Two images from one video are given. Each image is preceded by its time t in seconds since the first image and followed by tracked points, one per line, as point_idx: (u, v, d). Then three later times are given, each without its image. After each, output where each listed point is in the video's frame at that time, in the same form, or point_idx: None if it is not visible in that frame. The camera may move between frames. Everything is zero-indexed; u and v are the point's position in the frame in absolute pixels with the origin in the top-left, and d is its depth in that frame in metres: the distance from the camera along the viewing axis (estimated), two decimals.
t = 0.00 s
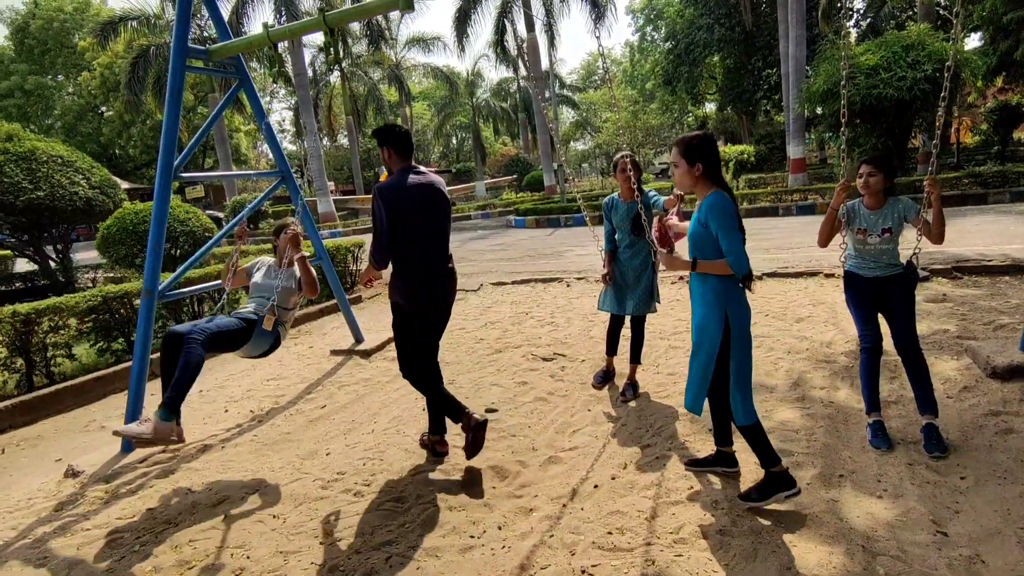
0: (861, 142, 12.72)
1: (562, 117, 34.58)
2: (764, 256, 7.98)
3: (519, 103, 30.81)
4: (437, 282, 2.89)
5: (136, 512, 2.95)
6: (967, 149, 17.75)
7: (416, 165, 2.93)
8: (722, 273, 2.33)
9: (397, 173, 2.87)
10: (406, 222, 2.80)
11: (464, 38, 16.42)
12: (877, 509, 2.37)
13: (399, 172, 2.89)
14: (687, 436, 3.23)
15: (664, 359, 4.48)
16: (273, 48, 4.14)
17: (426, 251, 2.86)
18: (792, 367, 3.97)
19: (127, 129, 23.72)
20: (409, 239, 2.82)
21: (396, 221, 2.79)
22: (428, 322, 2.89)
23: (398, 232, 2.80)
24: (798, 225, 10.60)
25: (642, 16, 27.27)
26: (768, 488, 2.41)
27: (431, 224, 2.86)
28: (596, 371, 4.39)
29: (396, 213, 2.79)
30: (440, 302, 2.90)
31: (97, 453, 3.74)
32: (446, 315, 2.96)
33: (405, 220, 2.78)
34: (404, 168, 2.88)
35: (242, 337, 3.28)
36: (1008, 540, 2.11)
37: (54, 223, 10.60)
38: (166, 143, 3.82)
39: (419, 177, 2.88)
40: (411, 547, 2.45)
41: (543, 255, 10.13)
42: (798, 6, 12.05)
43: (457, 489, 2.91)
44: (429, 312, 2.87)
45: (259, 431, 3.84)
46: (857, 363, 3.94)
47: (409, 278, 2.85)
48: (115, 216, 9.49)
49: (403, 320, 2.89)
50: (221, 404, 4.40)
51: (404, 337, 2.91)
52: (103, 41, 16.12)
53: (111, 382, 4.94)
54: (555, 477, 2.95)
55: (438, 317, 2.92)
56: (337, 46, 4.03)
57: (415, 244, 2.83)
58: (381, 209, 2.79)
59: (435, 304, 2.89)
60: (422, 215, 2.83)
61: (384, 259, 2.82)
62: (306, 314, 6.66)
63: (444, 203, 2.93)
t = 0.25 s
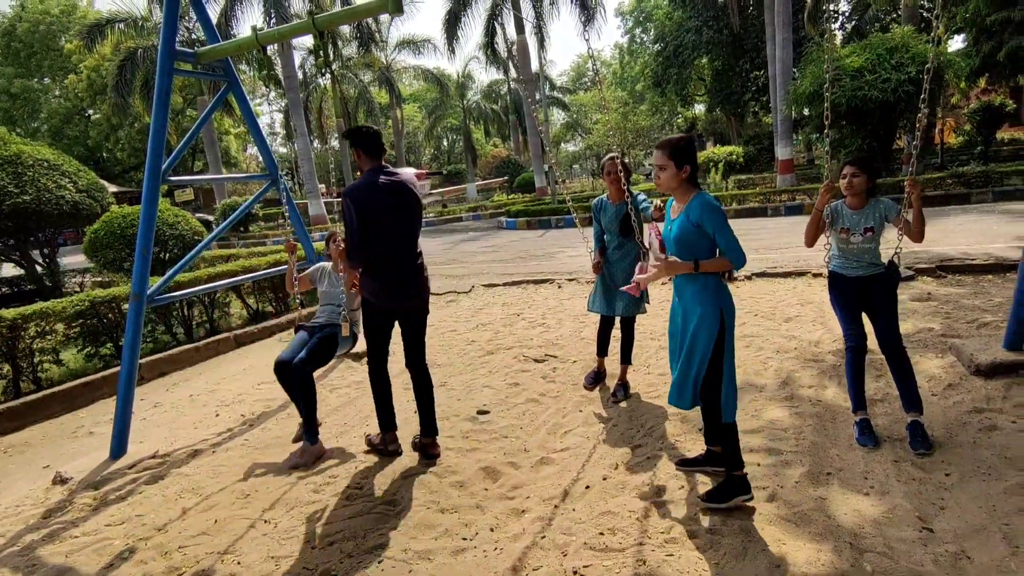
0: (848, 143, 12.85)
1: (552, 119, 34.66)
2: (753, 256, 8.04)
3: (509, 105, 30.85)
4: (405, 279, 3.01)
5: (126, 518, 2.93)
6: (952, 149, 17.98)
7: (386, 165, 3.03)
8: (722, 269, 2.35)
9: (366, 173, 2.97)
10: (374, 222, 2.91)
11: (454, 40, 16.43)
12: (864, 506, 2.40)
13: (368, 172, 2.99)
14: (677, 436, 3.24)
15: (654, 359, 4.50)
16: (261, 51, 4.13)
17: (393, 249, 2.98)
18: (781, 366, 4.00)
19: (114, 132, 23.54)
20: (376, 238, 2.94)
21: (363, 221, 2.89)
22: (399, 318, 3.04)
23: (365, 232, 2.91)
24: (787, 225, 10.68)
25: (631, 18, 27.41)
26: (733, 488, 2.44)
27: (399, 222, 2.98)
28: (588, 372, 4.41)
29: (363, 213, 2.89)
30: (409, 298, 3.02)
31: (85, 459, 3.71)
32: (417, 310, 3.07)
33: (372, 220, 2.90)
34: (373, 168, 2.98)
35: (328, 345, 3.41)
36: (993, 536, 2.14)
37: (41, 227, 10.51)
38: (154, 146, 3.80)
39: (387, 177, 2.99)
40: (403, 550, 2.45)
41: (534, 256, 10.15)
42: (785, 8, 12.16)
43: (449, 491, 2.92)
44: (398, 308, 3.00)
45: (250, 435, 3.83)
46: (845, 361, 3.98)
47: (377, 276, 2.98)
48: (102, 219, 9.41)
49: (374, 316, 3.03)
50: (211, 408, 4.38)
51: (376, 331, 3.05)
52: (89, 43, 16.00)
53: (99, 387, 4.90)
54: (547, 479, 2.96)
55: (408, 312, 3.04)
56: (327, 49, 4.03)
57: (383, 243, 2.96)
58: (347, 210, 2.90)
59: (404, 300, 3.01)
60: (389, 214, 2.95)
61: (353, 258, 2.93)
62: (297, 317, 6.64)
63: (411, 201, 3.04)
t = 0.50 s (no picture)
0: (824, 147, 13.06)
1: (534, 122, 34.76)
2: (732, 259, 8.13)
3: (491, 108, 30.90)
4: (361, 285, 3.17)
5: (100, 529, 2.87)
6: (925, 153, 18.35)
7: (348, 176, 3.20)
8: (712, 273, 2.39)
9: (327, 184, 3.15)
10: (331, 230, 3.08)
11: (436, 43, 16.42)
12: (838, 504, 2.44)
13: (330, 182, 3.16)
14: (657, 438, 3.27)
15: (635, 362, 4.53)
16: (240, 53, 4.09)
17: (350, 257, 3.15)
18: (759, 368, 4.05)
19: (88, 135, 23.14)
20: (332, 246, 3.10)
21: (319, 230, 3.05)
22: (354, 323, 3.17)
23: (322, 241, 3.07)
24: (766, 228, 10.82)
25: (612, 23, 27.61)
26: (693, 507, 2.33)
27: (356, 231, 3.14)
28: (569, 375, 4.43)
29: (319, 222, 3.05)
30: (365, 304, 3.17)
31: (58, 469, 3.64)
32: (373, 315, 3.23)
33: (328, 230, 3.06)
34: (334, 179, 3.15)
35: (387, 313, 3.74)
36: (963, 531, 2.19)
37: (12, 231, 10.29)
38: (128, 148, 3.74)
39: (347, 188, 3.16)
40: (384, 556, 2.44)
41: (516, 260, 10.16)
42: (763, 14, 12.32)
43: (430, 496, 2.90)
44: (353, 314, 3.14)
45: (229, 442, 3.78)
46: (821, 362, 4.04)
47: (333, 282, 3.13)
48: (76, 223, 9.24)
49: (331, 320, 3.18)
50: (188, 415, 4.32)
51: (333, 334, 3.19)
52: (63, 44, 15.72)
53: (72, 396, 4.80)
54: (528, 482, 2.97)
55: (365, 317, 3.19)
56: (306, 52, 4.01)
57: (340, 250, 3.12)
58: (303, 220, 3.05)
59: (359, 306, 3.15)
60: (347, 222, 3.12)
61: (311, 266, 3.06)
62: (277, 322, 6.58)
63: (369, 210, 3.20)
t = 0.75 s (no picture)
0: (805, 154, 13.24)
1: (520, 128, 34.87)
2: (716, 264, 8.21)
3: (477, 114, 30.95)
4: (335, 289, 3.20)
5: (76, 538, 2.83)
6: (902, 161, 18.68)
7: (323, 182, 3.19)
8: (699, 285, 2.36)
9: (304, 188, 3.14)
10: (306, 234, 3.09)
11: (422, 48, 16.43)
12: (818, 506, 2.47)
13: (307, 186, 3.16)
14: (641, 442, 3.29)
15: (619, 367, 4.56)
16: (222, 57, 4.06)
17: (325, 261, 3.16)
18: (741, 372, 4.09)
19: (68, 138, 22.82)
20: (306, 251, 3.12)
21: (293, 235, 3.08)
22: (330, 325, 3.20)
23: (296, 245, 3.10)
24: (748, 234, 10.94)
25: (597, 30, 27.82)
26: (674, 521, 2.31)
27: (331, 235, 3.16)
28: (554, 380, 4.44)
29: (294, 227, 3.07)
30: (338, 307, 3.21)
31: (32, 478, 3.57)
32: (349, 317, 3.28)
33: (305, 234, 3.08)
34: (310, 183, 3.14)
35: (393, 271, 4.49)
36: (939, 533, 2.22)
37: None
38: (108, 152, 3.70)
39: (324, 192, 3.16)
40: (367, 563, 2.43)
41: (502, 265, 10.18)
42: (745, 22, 12.48)
43: (413, 502, 2.89)
44: (326, 318, 3.18)
45: (209, 449, 3.73)
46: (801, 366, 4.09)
47: (307, 285, 3.16)
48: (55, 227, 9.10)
49: (306, 322, 3.22)
50: (168, 422, 4.26)
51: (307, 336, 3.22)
52: (42, 46, 15.51)
53: (48, 403, 4.73)
54: (512, 487, 2.96)
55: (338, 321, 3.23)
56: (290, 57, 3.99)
57: (315, 254, 3.14)
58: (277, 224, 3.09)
59: (332, 309, 3.19)
60: (322, 227, 3.13)
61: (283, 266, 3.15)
62: (261, 327, 6.52)
63: (345, 215, 3.22)
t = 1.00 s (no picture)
0: (791, 160, 13.37)
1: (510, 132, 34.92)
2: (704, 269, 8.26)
3: (467, 117, 30.96)
4: (327, 290, 3.19)
5: (55, 545, 2.78)
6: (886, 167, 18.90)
7: (314, 188, 3.21)
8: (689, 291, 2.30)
9: (293, 194, 3.15)
10: (297, 237, 3.11)
11: (411, 51, 16.41)
12: (803, 510, 2.48)
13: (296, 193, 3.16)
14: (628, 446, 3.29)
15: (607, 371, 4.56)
16: (209, 58, 4.03)
17: (315, 262, 3.16)
18: (728, 376, 4.11)
19: (52, 138, 22.57)
20: (297, 253, 3.12)
21: (284, 237, 3.09)
22: (318, 328, 3.18)
23: (287, 247, 3.10)
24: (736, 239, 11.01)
25: (587, 35, 27.95)
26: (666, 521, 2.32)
27: (321, 239, 3.17)
28: (542, 384, 4.43)
29: (286, 230, 3.09)
30: (329, 307, 3.21)
31: (11, 483, 3.51)
32: (339, 319, 3.27)
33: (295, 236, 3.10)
34: (301, 190, 3.15)
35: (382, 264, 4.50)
36: (921, 535, 2.24)
37: None
38: (91, 151, 3.66)
39: (312, 198, 3.18)
40: (352, 568, 2.40)
41: (491, 268, 10.18)
42: (733, 29, 12.59)
43: (399, 506, 2.87)
44: (318, 318, 3.17)
45: (193, 453, 3.69)
46: (787, 370, 4.12)
47: (298, 285, 3.14)
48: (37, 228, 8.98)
49: (293, 325, 3.18)
50: (151, 426, 4.21)
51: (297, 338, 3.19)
52: (26, 45, 15.30)
53: (29, 407, 4.66)
54: (499, 492, 2.95)
55: (329, 320, 3.22)
56: (277, 58, 3.96)
57: (306, 255, 3.14)
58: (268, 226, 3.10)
59: (324, 310, 3.18)
60: (313, 231, 3.15)
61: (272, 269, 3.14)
62: (247, 331, 6.46)
63: (334, 221, 3.24)
